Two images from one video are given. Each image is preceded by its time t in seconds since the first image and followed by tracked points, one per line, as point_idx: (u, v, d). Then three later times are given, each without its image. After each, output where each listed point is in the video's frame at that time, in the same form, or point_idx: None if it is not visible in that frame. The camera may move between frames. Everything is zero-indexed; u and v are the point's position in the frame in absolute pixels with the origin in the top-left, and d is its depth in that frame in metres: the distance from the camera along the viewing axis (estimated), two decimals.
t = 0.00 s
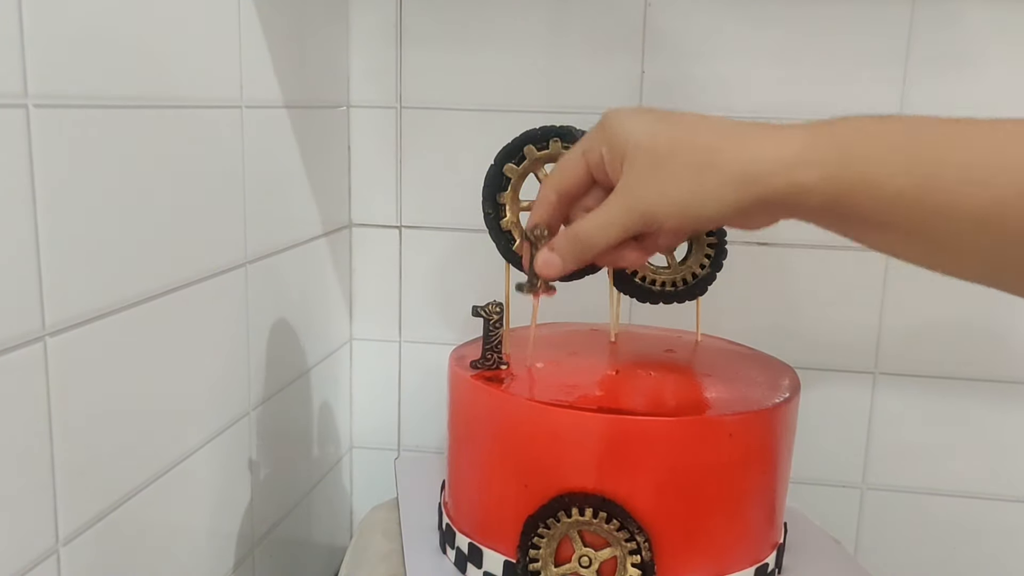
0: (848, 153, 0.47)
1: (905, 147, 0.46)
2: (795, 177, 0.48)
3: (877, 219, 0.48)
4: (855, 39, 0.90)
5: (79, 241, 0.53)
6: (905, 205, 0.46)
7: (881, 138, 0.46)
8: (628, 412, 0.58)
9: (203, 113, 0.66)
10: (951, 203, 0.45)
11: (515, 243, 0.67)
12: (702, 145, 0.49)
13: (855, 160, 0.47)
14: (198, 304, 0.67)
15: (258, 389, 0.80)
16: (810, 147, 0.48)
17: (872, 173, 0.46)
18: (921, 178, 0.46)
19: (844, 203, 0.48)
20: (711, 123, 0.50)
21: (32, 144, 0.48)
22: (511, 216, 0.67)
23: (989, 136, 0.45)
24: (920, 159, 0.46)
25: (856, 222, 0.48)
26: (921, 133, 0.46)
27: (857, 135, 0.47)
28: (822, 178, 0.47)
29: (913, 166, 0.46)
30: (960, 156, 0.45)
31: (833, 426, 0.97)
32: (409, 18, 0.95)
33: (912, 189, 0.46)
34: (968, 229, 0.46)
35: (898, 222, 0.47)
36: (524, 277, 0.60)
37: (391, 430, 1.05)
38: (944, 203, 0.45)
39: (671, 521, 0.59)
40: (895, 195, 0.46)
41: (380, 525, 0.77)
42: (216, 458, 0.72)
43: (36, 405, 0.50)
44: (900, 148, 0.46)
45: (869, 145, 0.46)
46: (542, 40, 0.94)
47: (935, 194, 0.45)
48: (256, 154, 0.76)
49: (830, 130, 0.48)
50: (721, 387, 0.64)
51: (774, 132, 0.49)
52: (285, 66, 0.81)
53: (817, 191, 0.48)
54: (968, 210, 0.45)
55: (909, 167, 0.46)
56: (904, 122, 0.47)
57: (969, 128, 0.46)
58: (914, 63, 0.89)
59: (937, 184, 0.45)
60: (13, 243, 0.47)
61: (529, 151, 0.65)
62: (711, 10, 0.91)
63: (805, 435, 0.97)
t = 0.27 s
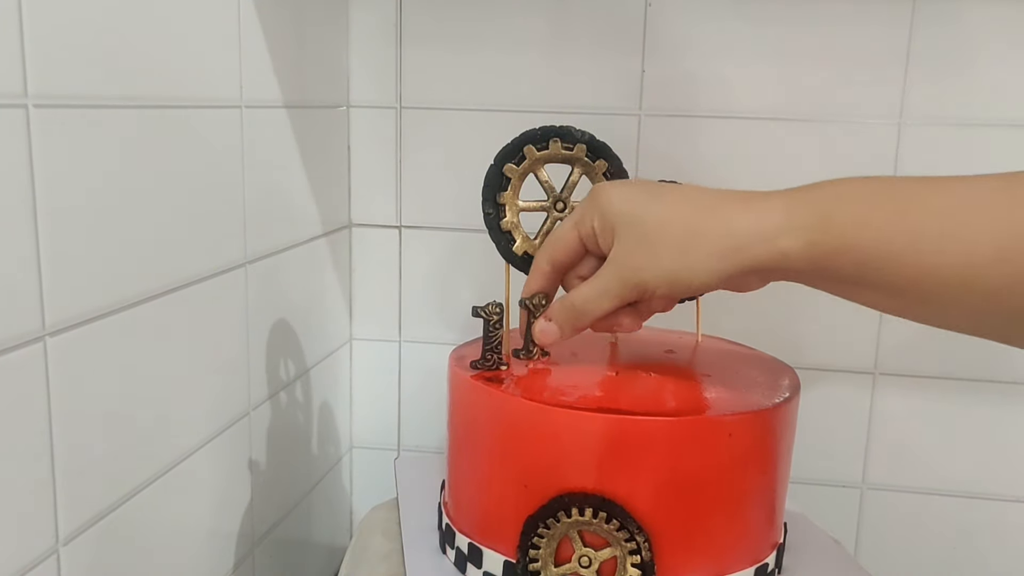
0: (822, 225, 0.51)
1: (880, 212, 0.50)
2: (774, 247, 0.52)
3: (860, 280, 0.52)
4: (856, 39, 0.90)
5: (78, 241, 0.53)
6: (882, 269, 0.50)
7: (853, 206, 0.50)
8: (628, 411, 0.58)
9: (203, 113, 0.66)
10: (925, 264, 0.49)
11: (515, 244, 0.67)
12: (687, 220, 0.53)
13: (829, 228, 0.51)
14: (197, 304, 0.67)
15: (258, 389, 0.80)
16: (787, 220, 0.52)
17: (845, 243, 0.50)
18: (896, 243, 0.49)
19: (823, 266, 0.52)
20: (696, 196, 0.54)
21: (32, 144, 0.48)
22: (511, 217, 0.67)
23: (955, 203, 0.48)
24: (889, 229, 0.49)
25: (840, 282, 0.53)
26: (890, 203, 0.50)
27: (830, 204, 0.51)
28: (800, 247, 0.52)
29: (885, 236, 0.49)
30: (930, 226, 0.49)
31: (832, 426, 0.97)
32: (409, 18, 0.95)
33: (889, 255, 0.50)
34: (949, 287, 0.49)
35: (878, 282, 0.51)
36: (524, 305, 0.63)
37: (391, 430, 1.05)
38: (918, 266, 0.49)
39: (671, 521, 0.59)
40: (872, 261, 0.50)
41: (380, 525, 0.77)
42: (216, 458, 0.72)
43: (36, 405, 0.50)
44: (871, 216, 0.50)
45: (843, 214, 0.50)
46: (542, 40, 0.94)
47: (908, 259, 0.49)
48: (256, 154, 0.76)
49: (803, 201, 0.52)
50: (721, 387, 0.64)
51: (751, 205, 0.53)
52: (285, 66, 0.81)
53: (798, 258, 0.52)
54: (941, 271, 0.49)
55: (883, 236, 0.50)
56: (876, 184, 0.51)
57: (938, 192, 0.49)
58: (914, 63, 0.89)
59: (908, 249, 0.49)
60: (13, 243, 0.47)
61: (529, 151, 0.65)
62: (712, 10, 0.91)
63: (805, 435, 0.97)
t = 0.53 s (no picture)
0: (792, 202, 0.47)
1: (852, 188, 0.46)
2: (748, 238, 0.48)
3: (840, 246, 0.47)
4: (856, 39, 0.90)
5: (78, 241, 0.53)
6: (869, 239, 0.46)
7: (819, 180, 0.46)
8: (628, 412, 0.58)
9: (203, 113, 0.66)
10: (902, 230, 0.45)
11: (515, 243, 0.67)
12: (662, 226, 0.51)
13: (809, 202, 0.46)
14: (197, 304, 0.67)
15: (258, 389, 0.80)
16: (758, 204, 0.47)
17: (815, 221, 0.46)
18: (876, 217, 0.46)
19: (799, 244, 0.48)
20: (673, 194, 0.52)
21: (31, 144, 0.48)
22: (511, 216, 0.67)
23: (940, 173, 0.45)
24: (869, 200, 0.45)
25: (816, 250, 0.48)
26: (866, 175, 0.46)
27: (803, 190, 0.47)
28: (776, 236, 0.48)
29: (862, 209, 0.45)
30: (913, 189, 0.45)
31: (832, 426, 0.97)
32: (409, 18, 0.95)
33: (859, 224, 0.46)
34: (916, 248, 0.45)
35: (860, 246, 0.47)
36: (523, 316, 0.65)
37: (391, 430, 1.05)
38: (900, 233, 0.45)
39: (671, 521, 0.59)
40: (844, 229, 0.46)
41: (380, 525, 0.77)
42: (216, 457, 0.72)
43: (36, 405, 0.50)
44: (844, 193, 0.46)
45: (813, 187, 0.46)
46: (542, 40, 0.94)
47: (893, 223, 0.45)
48: (256, 154, 0.76)
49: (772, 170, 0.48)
50: (720, 387, 0.64)
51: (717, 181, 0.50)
52: (285, 67, 0.81)
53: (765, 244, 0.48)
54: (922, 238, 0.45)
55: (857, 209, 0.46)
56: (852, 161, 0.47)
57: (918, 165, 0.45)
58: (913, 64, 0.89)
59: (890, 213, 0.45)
60: (13, 244, 0.47)
61: (529, 151, 0.65)
62: (712, 10, 0.91)
63: (804, 435, 0.97)
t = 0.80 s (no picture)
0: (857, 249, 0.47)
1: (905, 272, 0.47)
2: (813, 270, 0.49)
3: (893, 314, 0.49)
4: (857, 38, 0.90)
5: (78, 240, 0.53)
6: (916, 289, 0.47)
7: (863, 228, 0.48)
8: (628, 411, 0.58)
9: (203, 113, 0.66)
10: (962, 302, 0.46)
11: (515, 243, 0.67)
12: (701, 223, 0.50)
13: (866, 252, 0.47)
14: (197, 304, 0.67)
15: (258, 388, 0.80)
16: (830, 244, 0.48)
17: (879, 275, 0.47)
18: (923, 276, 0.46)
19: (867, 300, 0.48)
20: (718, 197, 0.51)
21: (31, 144, 0.48)
22: (511, 216, 0.67)
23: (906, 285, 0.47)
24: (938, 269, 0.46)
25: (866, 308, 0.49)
26: (922, 240, 0.46)
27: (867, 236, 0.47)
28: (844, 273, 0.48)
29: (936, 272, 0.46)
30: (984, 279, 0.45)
31: (832, 426, 0.97)
32: (409, 17, 0.95)
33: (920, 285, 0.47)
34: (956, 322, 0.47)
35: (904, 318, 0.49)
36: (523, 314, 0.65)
37: (391, 430, 1.05)
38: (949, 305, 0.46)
39: (671, 521, 0.59)
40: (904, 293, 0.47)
41: (380, 525, 0.77)
42: (216, 457, 0.72)
43: (36, 405, 0.50)
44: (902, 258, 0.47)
45: (850, 236, 0.48)
46: (542, 40, 0.94)
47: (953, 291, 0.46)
48: (256, 154, 0.76)
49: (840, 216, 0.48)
50: (720, 386, 0.64)
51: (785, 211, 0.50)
52: (285, 66, 0.81)
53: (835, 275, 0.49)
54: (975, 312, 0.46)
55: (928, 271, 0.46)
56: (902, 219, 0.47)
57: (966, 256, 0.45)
58: (913, 63, 0.89)
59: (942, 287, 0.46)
60: (13, 244, 0.47)
61: (529, 150, 0.65)
62: (712, 10, 0.91)
63: (804, 434, 0.98)
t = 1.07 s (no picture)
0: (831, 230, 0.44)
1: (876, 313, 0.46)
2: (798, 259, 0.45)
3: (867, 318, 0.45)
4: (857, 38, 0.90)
5: (78, 241, 0.53)
6: (888, 270, 0.44)
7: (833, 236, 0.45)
8: (628, 411, 0.58)
9: (203, 113, 0.66)
10: (947, 275, 0.42)
11: (515, 243, 0.67)
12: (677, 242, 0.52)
13: (842, 236, 0.44)
14: (197, 304, 0.67)
15: (258, 388, 0.80)
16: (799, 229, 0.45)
17: (843, 263, 0.44)
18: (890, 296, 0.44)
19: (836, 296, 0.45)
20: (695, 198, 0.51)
21: (31, 145, 0.48)
22: (511, 216, 0.67)
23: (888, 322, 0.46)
24: (916, 248, 0.43)
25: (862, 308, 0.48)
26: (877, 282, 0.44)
27: (831, 213, 0.45)
28: (817, 269, 0.44)
29: (912, 249, 0.43)
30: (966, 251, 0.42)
31: (832, 426, 0.97)
32: (409, 17, 0.95)
33: (895, 263, 0.43)
34: (940, 298, 0.43)
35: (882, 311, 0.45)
36: (523, 314, 0.65)
37: (391, 430, 1.05)
38: (932, 282, 0.43)
39: (671, 520, 0.59)
40: (882, 273, 0.44)
41: (380, 525, 0.77)
42: (216, 457, 0.72)
43: (36, 405, 0.50)
44: (877, 236, 0.44)
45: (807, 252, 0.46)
46: (542, 40, 0.94)
47: (932, 268, 0.43)
48: (256, 154, 0.76)
49: (816, 195, 0.46)
50: (720, 387, 0.64)
51: (762, 187, 0.47)
52: (285, 67, 0.81)
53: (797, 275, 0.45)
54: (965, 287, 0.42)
55: (901, 247, 0.43)
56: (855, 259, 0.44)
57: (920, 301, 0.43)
58: (913, 63, 0.89)
59: (922, 269, 0.43)
60: (14, 244, 0.47)
61: (529, 150, 0.65)
62: (712, 10, 0.91)
63: (804, 434, 0.98)
